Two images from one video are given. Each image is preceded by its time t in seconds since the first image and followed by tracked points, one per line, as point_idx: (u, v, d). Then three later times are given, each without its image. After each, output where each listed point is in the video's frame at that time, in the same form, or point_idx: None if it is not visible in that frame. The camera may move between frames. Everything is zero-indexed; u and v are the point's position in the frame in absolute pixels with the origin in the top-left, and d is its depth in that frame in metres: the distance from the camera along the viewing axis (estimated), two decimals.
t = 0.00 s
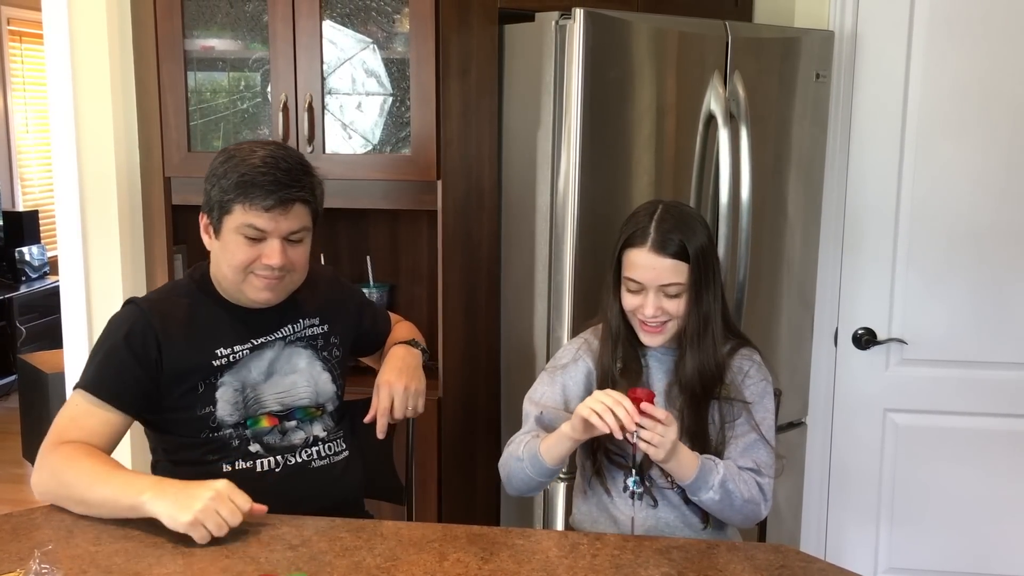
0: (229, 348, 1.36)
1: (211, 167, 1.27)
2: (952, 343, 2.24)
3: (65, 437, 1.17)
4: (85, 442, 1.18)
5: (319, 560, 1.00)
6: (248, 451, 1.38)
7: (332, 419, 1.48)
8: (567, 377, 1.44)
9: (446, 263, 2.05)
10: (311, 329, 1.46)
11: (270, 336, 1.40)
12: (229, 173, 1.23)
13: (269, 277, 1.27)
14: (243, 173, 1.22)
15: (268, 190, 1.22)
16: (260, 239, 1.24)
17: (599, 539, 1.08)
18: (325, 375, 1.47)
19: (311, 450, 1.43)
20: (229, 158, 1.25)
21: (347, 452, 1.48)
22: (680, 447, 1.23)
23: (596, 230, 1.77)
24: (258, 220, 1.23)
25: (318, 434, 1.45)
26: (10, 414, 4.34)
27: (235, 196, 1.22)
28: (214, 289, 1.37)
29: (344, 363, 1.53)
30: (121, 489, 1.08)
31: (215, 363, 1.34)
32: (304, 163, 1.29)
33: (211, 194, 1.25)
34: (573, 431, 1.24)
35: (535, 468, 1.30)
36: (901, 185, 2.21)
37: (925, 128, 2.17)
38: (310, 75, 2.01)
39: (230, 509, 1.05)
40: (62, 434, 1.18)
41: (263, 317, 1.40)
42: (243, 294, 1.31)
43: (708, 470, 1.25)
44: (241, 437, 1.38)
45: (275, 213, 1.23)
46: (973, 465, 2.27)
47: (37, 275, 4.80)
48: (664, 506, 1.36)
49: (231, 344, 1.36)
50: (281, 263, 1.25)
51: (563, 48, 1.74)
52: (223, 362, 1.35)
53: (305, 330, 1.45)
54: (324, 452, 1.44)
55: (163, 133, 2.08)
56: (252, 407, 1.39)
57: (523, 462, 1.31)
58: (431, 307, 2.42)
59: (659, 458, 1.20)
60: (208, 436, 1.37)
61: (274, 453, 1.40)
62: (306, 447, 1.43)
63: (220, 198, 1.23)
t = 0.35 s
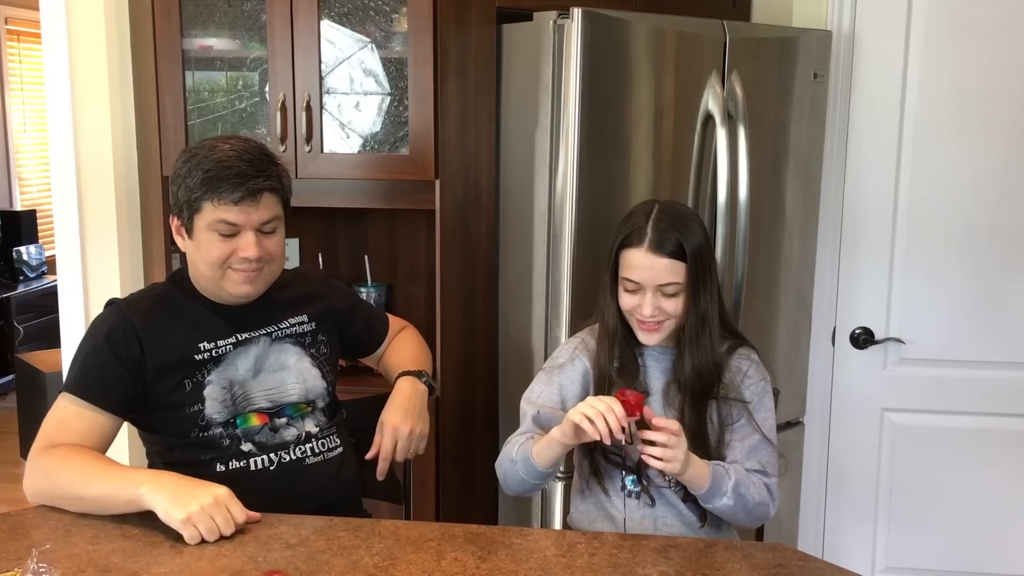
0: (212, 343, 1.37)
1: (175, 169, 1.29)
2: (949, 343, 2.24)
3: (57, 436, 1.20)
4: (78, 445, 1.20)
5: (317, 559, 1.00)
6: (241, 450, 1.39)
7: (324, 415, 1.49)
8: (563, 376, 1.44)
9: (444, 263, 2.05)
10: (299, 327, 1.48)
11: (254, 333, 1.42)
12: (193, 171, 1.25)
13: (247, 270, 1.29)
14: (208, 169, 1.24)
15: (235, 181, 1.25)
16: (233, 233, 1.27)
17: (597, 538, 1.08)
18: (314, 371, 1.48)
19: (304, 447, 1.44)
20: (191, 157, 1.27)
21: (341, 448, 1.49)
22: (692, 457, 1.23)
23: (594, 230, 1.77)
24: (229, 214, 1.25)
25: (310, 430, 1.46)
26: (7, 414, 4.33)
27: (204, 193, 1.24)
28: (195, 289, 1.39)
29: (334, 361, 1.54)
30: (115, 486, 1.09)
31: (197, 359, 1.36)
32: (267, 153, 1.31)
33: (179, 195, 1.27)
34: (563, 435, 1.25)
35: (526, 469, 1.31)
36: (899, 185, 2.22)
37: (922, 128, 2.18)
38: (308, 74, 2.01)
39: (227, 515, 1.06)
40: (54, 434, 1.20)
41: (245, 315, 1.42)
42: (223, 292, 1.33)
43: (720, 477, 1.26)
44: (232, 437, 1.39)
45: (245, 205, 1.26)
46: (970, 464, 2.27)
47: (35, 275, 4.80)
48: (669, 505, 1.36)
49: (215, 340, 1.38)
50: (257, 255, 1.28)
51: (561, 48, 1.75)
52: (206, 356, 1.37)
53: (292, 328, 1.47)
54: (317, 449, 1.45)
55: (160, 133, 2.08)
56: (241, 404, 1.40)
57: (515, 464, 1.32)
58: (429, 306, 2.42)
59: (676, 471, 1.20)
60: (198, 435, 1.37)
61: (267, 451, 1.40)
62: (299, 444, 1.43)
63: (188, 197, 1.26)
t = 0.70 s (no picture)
0: (209, 342, 1.37)
1: (183, 171, 1.32)
2: (947, 341, 2.24)
3: (54, 437, 1.19)
4: (74, 446, 1.19)
5: (314, 557, 1.00)
6: (239, 449, 1.39)
7: (323, 413, 1.49)
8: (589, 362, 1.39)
9: (442, 261, 2.05)
10: (299, 325, 1.48)
11: (253, 331, 1.42)
12: (213, 172, 1.30)
13: (269, 264, 1.36)
14: (231, 168, 1.30)
15: (259, 177, 1.32)
16: (258, 229, 1.34)
17: (594, 535, 1.08)
18: (313, 370, 1.48)
19: (303, 446, 1.44)
20: (202, 158, 1.31)
21: (339, 446, 1.49)
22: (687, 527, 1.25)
23: (592, 227, 1.77)
24: (255, 210, 1.32)
25: (309, 429, 1.46)
26: (5, 411, 4.33)
27: (230, 192, 1.30)
28: (194, 288, 1.40)
29: (334, 359, 1.54)
30: (114, 488, 1.09)
31: (195, 358, 1.36)
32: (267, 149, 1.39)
33: (196, 197, 1.31)
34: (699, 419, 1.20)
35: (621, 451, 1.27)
36: (896, 182, 2.22)
37: (920, 125, 2.18)
38: (305, 72, 2.01)
39: (227, 514, 1.06)
40: (50, 435, 1.19)
41: (244, 314, 1.42)
42: (238, 290, 1.38)
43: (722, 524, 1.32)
44: (230, 436, 1.39)
45: (269, 200, 1.34)
46: (968, 462, 2.27)
47: (33, 273, 4.80)
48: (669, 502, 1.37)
49: (213, 339, 1.38)
50: (282, 247, 1.36)
51: (559, 45, 1.75)
52: (204, 356, 1.37)
53: (292, 327, 1.47)
54: (316, 447, 1.45)
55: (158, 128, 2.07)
56: (240, 404, 1.39)
57: (611, 445, 1.27)
58: (427, 305, 2.42)
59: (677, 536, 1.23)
60: (197, 434, 1.37)
61: (265, 450, 1.40)
62: (297, 443, 1.43)
63: (211, 199, 1.30)
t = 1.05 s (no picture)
0: (211, 341, 1.38)
1: (185, 167, 1.34)
2: (947, 341, 2.24)
3: (53, 438, 1.19)
4: (74, 446, 1.19)
5: (314, 557, 1.00)
6: (241, 449, 1.39)
7: (324, 413, 1.49)
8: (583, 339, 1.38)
9: (442, 260, 2.05)
10: (300, 324, 1.49)
11: (255, 330, 1.42)
12: (218, 162, 1.33)
13: (276, 253, 1.38)
14: (236, 157, 1.33)
15: (263, 165, 1.35)
16: (264, 216, 1.37)
17: (594, 535, 1.08)
18: (314, 369, 1.48)
19: (304, 446, 1.44)
20: (204, 152, 1.34)
21: (340, 446, 1.49)
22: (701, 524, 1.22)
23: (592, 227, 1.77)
24: (261, 197, 1.35)
25: (310, 429, 1.45)
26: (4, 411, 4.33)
27: (237, 180, 1.33)
28: (196, 288, 1.40)
29: (335, 359, 1.54)
30: (114, 489, 1.09)
31: (197, 357, 1.36)
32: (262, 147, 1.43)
33: (203, 189, 1.33)
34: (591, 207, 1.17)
35: (575, 287, 1.22)
36: (896, 183, 2.22)
37: (920, 125, 2.18)
38: (305, 72, 2.01)
39: (226, 515, 1.06)
40: (49, 436, 1.19)
41: (245, 314, 1.43)
42: (246, 284, 1.39)
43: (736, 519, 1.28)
44: (232, 435, 1.39)
45: (273, 188, 1.37)
46: (967, 462, 2.27)
47: (32, 272, 4.80)
48: (680, 490, 1.32)
49: (215, 338, 1.38)
50: (287, 235, 1.39)
51: (559, 44, 1.75)
52: (205, 355, 1.37)
53: (293, 326, 1.47)
54: (317, 447, 1.45)
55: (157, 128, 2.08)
56: (241, 403, 1.39)
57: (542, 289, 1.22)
58: (427, 304, 2.42)
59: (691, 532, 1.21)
60: (199, 434, 1.38)
61: (267, 450, 1.40)
62: (298, 443, 1.43)
63: (218, 188, 1.33)
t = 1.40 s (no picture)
0: (212, 339, 1.38)
1: (180, 163, 1.35)
2: (950, 342, 2.24)
3: (57, 439, 1.19)
4: (77, 446, 1.19)
5: (317, 558, 1.00)
6: (243, 448, 1.39)
7: (326, 412, 1.49)
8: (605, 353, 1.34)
9: (444, 261, 2.05)
10: (301, 322, 1.49)
11: (255, 327, 1.42)
12: (213, 155, 1.34)
13: (274, 245, 1.38)
14: (230, 150, 1.34)
15: (256, 157, 1.36)
16: (260, 208, 1.37)
17: (597, 536, 1.08)
18: (316, 366, 1.48)
19: (307, 445, 1.44)
20: (198, 147, 1.34)
21: (342, 446, 1.49)
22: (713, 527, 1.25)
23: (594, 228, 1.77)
24: (257, 189, 1.36)
25: (313, 428, 1.46)
26: (6, 412, 4.34)
27: (232, 172, 1.34)
28: (196, 286, 1.40)
29: (336, 357, 1.54)
30: (118, 489, 1.09)
31: (198, 355, 1.36)
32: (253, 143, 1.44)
33: (198, 183, 1.33)
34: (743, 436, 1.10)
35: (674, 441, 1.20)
36: (899, 184, 2.22)
37: (923, 126, 2.17)
38: (307, 72, 2.01)
39: (230, 515, 1.06)
40: (52, 436, 1.19)
41: (246, 311, 1.43)
42: (245, 278, 1.39)
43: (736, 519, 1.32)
44: (234, 434, 1.39)
45: (268, 179, 1.38)
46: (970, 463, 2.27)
47: (35, 273, 4.80)
48: (677, 492, 1.32)
49: (215, 335, 1.38)
50: (284, 226, 1.39)
51: (562, 45, 1.75)
52: (207, 352, 1.37)
53: (294, 324, 1.48)
54: (319, 446, 1.45)
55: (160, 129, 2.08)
56: (243, 400, 1.39)
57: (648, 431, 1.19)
58: (429, 305, 2.42)
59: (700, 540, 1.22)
60: (201, 432, 1.38)
61: (270, 449, 1.40)
62: (301, 442, 1.43)
63: (214, 181, 1.33)
